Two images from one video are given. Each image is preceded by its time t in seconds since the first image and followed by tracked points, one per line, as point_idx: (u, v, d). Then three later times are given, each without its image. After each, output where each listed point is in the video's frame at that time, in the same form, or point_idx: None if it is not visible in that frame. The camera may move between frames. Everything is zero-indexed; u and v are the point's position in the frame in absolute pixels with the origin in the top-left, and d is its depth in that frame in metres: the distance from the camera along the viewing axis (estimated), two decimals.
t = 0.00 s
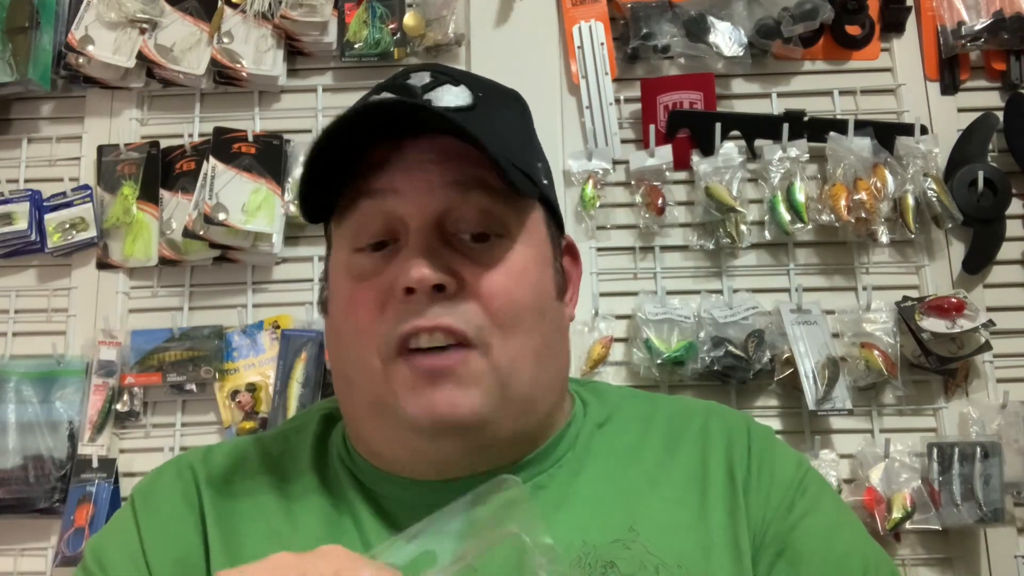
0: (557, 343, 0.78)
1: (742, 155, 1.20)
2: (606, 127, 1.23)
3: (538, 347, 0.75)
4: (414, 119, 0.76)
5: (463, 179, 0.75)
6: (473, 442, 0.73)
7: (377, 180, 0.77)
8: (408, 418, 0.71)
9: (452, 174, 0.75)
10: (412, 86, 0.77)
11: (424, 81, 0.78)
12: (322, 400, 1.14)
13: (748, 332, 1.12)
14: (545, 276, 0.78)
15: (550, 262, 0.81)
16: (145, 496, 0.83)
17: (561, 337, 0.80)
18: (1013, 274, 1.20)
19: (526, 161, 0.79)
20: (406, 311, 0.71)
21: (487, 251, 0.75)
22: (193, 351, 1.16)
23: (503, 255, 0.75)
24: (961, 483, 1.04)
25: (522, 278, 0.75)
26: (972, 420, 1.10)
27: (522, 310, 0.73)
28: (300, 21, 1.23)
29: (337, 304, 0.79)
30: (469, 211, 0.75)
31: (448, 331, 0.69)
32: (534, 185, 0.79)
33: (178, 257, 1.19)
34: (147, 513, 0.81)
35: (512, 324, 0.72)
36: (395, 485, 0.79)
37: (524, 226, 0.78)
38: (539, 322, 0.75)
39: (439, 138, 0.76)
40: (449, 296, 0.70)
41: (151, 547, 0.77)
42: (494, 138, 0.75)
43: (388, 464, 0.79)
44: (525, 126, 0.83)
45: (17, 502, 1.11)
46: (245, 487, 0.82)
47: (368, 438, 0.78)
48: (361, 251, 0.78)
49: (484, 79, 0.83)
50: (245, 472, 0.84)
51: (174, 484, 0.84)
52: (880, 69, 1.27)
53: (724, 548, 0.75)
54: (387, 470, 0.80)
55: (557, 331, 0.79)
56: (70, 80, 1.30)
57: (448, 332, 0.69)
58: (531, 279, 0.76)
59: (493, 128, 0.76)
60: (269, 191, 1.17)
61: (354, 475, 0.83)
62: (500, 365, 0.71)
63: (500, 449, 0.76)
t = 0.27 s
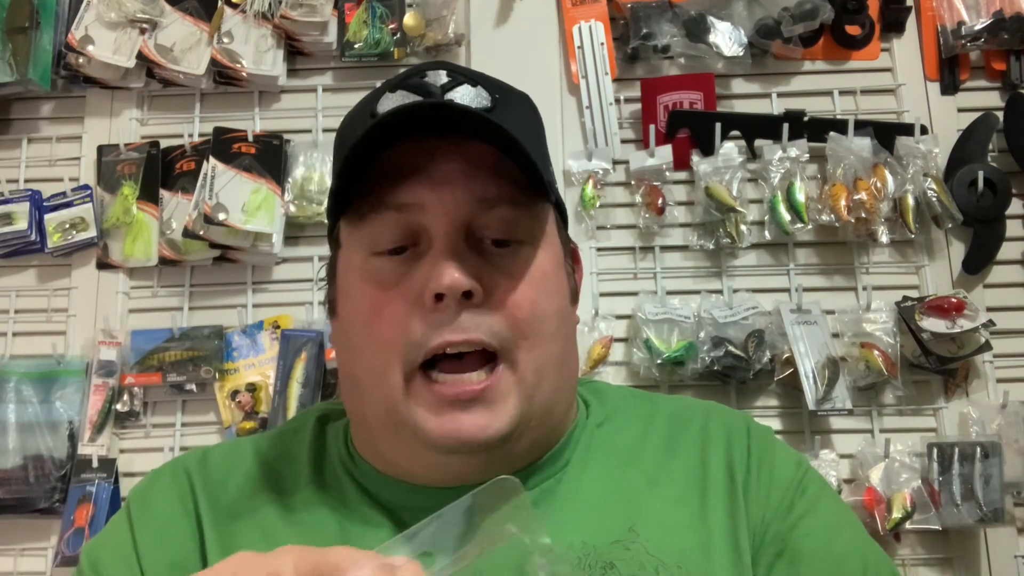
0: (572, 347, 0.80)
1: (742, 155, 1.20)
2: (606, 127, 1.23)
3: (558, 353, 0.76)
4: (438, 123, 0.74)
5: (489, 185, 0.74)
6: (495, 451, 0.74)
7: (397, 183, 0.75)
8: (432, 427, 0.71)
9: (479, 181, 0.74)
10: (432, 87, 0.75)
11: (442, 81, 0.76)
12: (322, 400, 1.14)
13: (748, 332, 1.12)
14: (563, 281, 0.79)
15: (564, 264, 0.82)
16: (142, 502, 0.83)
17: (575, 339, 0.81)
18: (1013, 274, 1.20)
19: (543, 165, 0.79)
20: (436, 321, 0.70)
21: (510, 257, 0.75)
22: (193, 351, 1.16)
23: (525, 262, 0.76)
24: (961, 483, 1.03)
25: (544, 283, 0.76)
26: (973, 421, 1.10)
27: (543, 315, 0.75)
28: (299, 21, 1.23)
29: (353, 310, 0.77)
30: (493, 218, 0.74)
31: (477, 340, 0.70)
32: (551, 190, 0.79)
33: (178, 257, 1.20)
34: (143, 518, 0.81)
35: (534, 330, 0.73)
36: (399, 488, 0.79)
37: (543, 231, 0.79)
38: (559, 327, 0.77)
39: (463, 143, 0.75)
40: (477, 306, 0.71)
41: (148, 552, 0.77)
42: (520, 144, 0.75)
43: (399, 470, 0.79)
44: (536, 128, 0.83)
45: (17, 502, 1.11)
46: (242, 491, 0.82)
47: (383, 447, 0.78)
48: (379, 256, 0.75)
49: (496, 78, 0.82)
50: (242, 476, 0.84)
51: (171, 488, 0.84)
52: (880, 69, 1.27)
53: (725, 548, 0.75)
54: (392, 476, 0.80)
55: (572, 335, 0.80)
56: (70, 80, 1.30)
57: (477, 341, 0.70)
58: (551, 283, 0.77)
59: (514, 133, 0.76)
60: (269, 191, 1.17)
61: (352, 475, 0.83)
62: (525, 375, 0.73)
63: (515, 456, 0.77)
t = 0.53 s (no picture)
0: (573, 348, 0.80)
1: (742, 155, 1.20)
2: (606, 128, 1.23)
3: (560, 356, 0.76)
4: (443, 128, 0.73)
5: (492, 190, 0.74)
6: (495, 451, 0.75)
7: (400, 190, 0.74)
8: (434, 431, 0.71)
9: (482, 187, 0.73)
10: (433, 91, 0.75)
11: (443, 84, 0.76)
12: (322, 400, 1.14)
13: (748, 332, 1.12)
14: (564, 284, 0.80)
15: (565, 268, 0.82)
16: (140, 504, 0.83)
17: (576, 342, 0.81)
18: (1013, 274, 1.20)
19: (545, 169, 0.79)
20: (439, 328, 0.70)
21: (512, 263, 0.75)
22: (193, 351, 1.16)
23: (528, 267, 0.76)
24: (961, 483, 1.04)
25: (546, 288, 0.76)
26: (973, 421, 1.10)
27: (545, 320, 0.75)
28: (299, 21, 1.23)
29: (356, 315, 0.77)
30: (496, 223, 0.74)
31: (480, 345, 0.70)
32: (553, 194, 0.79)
33: (178, 257, 1.20)
34: (141, 519, 0.81)
35: (537, 334, 0.73)
36: (401, 488, 0.80)
37: (545, 234, 0.79)
38: (561, 330, 0.77)
39: (466, 148, 0.75)
40: (480, 311, 0.71)
41: (146, 554, 0.77)
42: (522, 149, 0.75)
43: (399, 469, 0.79)
44: (537, 129, 0.83)
45: (17, 502, 1.11)
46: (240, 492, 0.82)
47: (384, 447, 0.78)
48: (382, 262, 0.75)
49: (497, 79, 0.82)
50: (240, 478, 0.84)
51: (169, 489, 0.84)
52: (880, 70, 1.27)
53: (724, 548, 0.75)
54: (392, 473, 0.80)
55: (573, 336, 0.80)
56: (70, 80, 1.30)
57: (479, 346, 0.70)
58: (553, 288, 0.77)
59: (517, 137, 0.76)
60: (269, 191, 1.17)
61: (351, 476, 0.83)
62: (528, 376, 0.73)
63: (516, 457, 0.77)
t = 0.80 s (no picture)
0: (573, 354, 0.80)
1: (742, 155, 1.20)
2: (606, 128, 1.23)
3: (559, 365, 0.77)
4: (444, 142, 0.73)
5: (493, 203, 0.73)
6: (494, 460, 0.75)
7: (401, 204, 0.73)
8: (436, 445, 0.71)
9: (484, 200, 0.73)
10: (433, 100, 0.74)
11: (443, 92, 0.75)
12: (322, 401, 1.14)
13: (748, 332, 1.12)
14: (564, 291, 0.80)
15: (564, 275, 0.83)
16: (140, 503, 0.83)
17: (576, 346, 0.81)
18: (1013, 274, 1.20)
19: (545, 177, 0.79)
20: (441, 343, 0.70)
21: (513, 274, 0.75)
22: (193, 350, 1.16)
23: (528, 278, 0.76)
24: (961, 483, 1.03)
25: (546, 299, 0.76)
26: (973, 421, 1.10)
27: (546, 331, 0.75)
28: (299, 21, 1.23)
29: (357, 328, 0.77)
30: (497, 236, 0.74)
31: (481, 361, 0.70)
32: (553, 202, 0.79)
33: (178, 257, 1.20)
34: (141, 518, 0.81)
35: (538, 346, 0.74)
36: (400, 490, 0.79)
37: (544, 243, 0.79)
38: (561, 339, 0.77)
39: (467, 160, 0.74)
40: (482, 327, 0.71)
41: (146, 553, 0.77)
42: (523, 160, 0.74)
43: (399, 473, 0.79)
44: (537, 134, 0.82)
45: (17, 502, 1.11)
46: (241, 492, 0.82)
47: (385, 455, 0.78)
48: (383, 276, 0.75)
49: (496, 84, 0.81)
50: (241, 477, 0.84)
51: (169, 488, 0.84)
52: (880, 70, 1.27)
53: (722, 548, 0.75)
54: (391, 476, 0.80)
55: (573, 342, 0.80)
56: (70, 80, 1.30)
57: (481, 362, 0.70)
58: (553, 298, 0.77)
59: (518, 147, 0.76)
60: (269, 191, 1.17)
61: (353, 477, 0.83)
62: (529, 388, 0.73)
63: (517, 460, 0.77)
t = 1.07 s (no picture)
0: (572, 351, 0.80)
1: (742, 155, 1.20)
2: (606, 127, 1.23)
3: (559, 357, 0.77)
4: (446, 130, 0.73)
5: (495, 192, 0.74)
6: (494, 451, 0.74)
7: (404, 193, 0.74)
8: (436, 434, 0.71)
9: (486, 189, 0.74)
10: (436, 94, 0.75)
11: (446, 87, 0.76)
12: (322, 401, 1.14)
13: (748, 332, 1.12)
14: (564, 286, 0.80)
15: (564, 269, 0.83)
16: (139, 502, 0.83)
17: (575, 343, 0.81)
18: (1013, 274, 1.20)
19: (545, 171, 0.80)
20: (442, 329, 0.70)
21: (514, 265, 0.75)
22: (193, 351, 1.16)
23: (529, 269, 0.76)
24: (961, 483, 1.04)
25: (546, 290, 0.76)
26: (972, 421, 1.10)
27: (546, 322, 0.75)
28: (299, 21, 1.23)
29: (358, 317, 0.77)
30: (498, 225, 0.74)
31: (483, 348, 0.70)
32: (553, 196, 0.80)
33: (178, 257, 1.19)
34: (140, 519, 0.81)
35: (538, 336, 0.74)
36: (400, 489, 0.79)
37: (545, 238, 0.79)
38: (560, 332, 0.77)
39: (470, 151, 0.75)
40: (483, 314, 0.71)
41: (144, 552, 0.77)
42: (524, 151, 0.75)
43: (399, 470, 0.79)
44: (539, 133, 0.83)
45: (17, 502, 1.11)
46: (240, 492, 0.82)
47: (386, 448, 0.78)
48: (385, 264, 0.75)
49: (498, 82, 0.82)
50: (240, 478, 0.84)
51: (169, 489, 0.84)
52: (880, 70, 1.27)
53: (723, 547, 0.75)
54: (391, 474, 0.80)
55: (572, 340, 0.81)
56: (70, 80, 1.30)
57: (482, 349, 0.70)
58: (553, 290, 0.77)
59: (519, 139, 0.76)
60: (269, 191, 1.17)
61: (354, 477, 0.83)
62: (529, 377, 0.73)
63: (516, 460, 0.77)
